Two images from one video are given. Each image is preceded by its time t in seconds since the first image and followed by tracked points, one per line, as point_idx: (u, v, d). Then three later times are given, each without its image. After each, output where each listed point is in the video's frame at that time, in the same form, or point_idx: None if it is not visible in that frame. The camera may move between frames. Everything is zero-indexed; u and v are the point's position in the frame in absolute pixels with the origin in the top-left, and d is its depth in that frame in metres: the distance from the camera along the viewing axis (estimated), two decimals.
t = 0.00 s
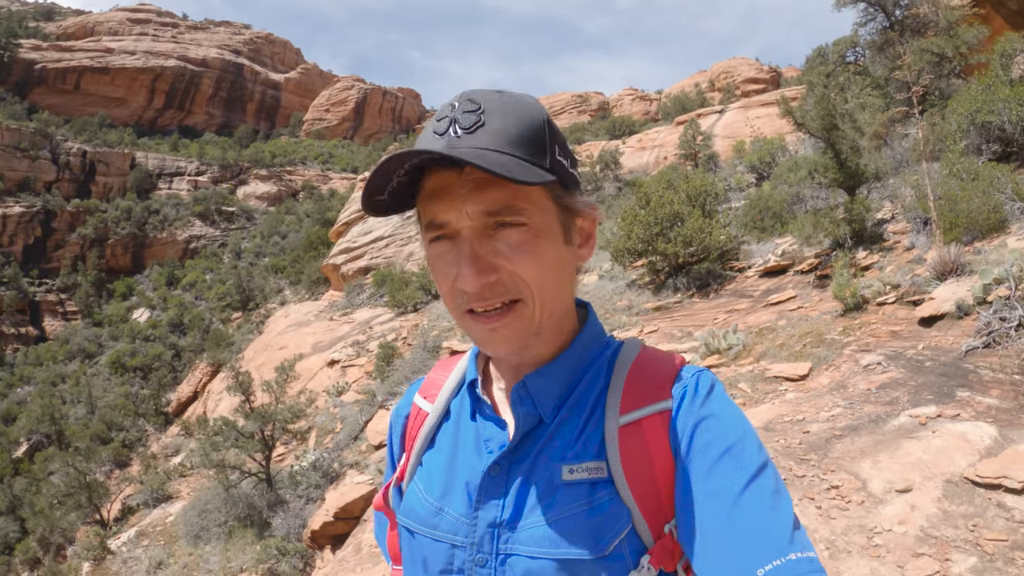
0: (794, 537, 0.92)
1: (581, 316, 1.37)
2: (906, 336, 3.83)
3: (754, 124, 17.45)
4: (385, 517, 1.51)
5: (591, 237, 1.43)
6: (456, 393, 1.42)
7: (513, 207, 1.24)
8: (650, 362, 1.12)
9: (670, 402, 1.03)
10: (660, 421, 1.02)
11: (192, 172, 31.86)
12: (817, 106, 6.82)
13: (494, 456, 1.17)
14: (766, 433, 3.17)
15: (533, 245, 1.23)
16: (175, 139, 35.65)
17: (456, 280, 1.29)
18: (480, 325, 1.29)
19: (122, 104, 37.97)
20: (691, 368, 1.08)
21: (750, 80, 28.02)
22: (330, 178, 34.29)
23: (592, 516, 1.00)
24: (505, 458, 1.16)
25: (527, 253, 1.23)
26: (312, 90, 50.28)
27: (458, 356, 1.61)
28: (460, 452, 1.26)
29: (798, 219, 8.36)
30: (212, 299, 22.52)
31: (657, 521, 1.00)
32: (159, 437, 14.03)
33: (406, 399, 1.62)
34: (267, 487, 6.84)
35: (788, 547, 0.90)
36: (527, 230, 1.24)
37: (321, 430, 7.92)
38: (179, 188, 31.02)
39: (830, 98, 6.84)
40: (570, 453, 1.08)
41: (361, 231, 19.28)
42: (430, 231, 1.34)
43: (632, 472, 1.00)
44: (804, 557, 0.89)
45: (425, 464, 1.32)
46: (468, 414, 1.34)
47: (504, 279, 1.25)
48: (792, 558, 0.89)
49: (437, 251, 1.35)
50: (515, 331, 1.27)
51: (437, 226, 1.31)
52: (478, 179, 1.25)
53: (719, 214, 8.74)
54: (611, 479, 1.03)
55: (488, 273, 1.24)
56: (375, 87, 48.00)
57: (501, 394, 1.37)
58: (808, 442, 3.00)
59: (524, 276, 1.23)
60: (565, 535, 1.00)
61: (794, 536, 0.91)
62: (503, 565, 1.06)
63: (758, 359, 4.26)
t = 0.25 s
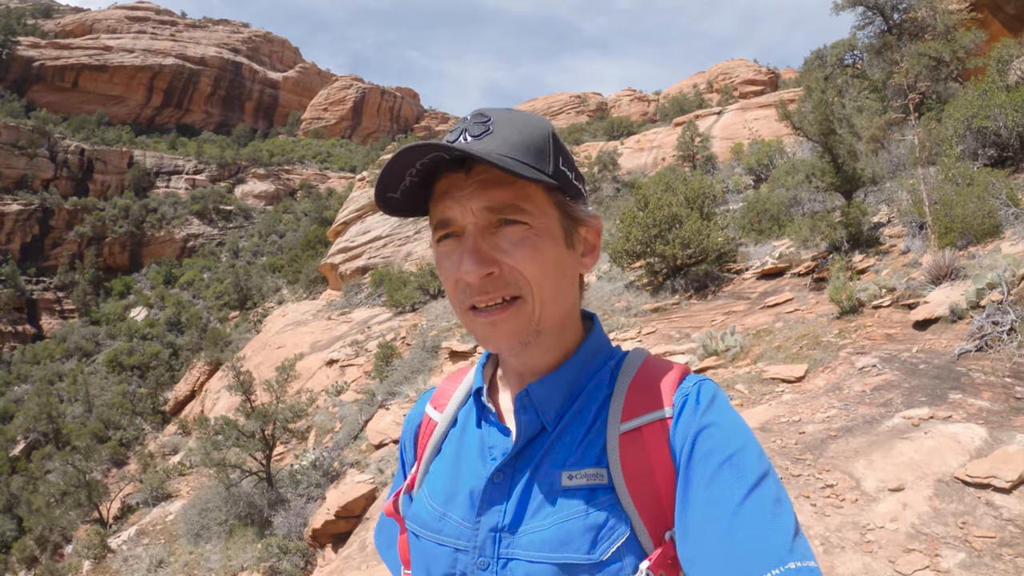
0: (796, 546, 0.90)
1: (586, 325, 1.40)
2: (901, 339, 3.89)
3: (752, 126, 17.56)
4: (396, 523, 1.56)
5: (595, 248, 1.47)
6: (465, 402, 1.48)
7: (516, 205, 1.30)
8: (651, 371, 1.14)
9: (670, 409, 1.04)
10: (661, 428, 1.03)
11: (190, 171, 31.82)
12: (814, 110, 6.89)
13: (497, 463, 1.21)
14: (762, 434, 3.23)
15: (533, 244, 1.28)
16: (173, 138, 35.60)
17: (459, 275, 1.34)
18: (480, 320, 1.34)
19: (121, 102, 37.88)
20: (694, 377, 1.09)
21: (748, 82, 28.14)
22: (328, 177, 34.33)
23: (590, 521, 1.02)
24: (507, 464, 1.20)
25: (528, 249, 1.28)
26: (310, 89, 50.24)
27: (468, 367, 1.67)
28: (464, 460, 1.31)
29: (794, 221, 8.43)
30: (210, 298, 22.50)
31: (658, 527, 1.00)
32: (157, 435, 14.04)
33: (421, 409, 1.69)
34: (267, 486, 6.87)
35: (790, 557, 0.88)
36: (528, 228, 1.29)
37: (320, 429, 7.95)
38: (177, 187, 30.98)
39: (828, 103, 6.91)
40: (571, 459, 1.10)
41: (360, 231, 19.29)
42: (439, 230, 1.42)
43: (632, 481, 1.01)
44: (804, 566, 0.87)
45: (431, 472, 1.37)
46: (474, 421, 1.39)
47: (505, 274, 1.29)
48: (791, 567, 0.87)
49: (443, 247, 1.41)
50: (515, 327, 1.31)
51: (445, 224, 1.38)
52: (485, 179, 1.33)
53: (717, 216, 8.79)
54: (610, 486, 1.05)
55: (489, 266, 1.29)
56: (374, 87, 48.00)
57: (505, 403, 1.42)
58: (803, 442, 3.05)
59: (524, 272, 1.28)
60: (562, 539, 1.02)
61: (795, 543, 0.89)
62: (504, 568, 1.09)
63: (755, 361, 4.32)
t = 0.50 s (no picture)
0: (804, 546, 0.91)
1: (595, 327, 1.43)
2: (896, 340, 3.94)
3: (750, 127, 17.63)
4: (412, 521, 1.61)
5: (606, 253, 1.50)
6: (478, 405, 1.52)
7: (531, 207, 1.34)
8: (659, 373, 1.15)
9: (678, 409, 1.06)
10: (668, 429, 1.05)
11: (187, 170, 31.75)
12: (812, 113, 6.94)
13: (507, 462, 1.24)
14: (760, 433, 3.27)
15: (547, 245, 1.32)
16: (171, 137, 35.54)
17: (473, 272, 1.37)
18: (493, 317, 1.37)
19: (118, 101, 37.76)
20: (703, 378, 1.10)
21: (746, 83, 28.24)
22: (326, 177, 34.34)
23: (595, 520, 1.04)
24: (516, 464, 1.23)
25: (542, 249, 1.31)
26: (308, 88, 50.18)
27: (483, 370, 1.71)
28: (475, 460, 1.34)
29: (791, 223, 8.48)
30: (207, 297, 22.46)
31: (666, 529, 1.01)
32: (154, 435, 14.02)
33: (437, 410, 1.73)
34: (267, 485, 6.88)
35: (799, 557, 0.88)
36: (541, 230, 1.33)
37: (319, 429, 7.96)
38: (174, 186, 30.92)
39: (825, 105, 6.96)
40: (579, 459, 1.13)
41: (357, 231, 19.29)
42: (456, 229, 1.45)
43: (638, 479, 1.04)
44: (814, 566, 0.88)
45: (444, 471, 1.41)
46: (485, 422, 1.44)
47: (519, 274, 1.33)
48: (799, 566, 0.87)
49: (459, 246, 1.45)
50: (527, 326, 1.34)
51: (461, 222, 1.42)
52: (501, 180, 1.37)
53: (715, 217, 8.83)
54: (617, 486, 1.07)
55: (503, 264, 1.33)
56: (372, 87, 48.01)
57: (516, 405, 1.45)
58: (799, 441, 3.09)
59: (537, 271, 1.31)
60: (567, 537, 1.05)
61: (803, 544, 0.90)
62: (511, 565, 1.12)
63: (752, 361, 4.36)
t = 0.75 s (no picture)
0: (816, 542, 0.91)
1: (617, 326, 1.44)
2: (890, 340, 3.98)
3: (745, 128, 17.70)
4: (424, 507, 1.63)
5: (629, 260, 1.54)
6: (492, 396, 1.54)
7: (568, 206, 1.37)
8: (675, 366, 1.16)
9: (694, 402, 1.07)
10: (683, 419, 1.07)
11: (183, 168, 31.64)
12: (808, 115, 6.97)
13: (520, 449, 1.26)
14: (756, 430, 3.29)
15: (584, 244, 1.35)
16: (167, 135, 35.40)
17: (510, 268, 1.39)
18: (528, 314, 1.38)
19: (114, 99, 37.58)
20: (718, 372, 1.11)
21: (742, 84, 28.32)
22: (322, 176, 34.28)
23: (606, 506, 1.05)
24: (529, 452, 1.25)
25: (579, 248, 1.34)
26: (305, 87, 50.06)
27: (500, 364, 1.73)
28: (488, 446, 1.36)
29: (787, 224, 8.52)
30: (203, 296, 22.38)
31: (680, 516, 1.01)
32: (149, 434, 13.97)
33: (452, 400, 1.75)
34: (264, 484, 6.87)
35: (810, 551, 0.89)
36: (578, 229, 1.36)
37: (316, 428, 7.96)
38: (170, 184, 30.81)
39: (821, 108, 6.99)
40: (592, 447, 1.14)
41: (354, 230, 19.26)
42: (489, 227, 1.46)
43: (651, 467, 1.05)
44: (825, 561, 0.89)
45: (457, 459, 1.43)
46: (500, 411, 1.45)
47: (555, 271, 1.35)
48: (812, 562, 0.88)
49: (492, 244, 1.46)
50: (562, 323, 1.35)
51: (497, 219, 1.44)
52: (540, 179, 1.39)
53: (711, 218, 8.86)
54: (630, 473, 1.08)
55: (541, 260, 1.35)
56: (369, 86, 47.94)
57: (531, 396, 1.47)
58: (794, 438, 3.12)
59: (575, 270, 1.34)
60: (577, 523, 1.07)
61: (816, 538, 0.91)
62: (519, 550, 1.14)
63: (747, 361, 4.39)
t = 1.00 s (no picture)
0: (810, 541, 0.91)
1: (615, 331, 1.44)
2: (885, 341, 3.98)
3: (741, 129, 17.76)
4: (419, 513, 1.61)
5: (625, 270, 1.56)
6: (486, 400, 1.52)
7: (576, 212, 1.38)
8: (671, 369, 1.15)
9: (689, 405, 1.05)
10: (678, 424, 1.05)
11: (179, 168, 31.51)
12: (803, 116, 6.98)
13: (517, 455, 1.24)
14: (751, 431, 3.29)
15: (590, 250, 1.36)
16: (162, 134, 35.25)
17: (517, 274, 1.37)
18: (534, 321, 1.36)
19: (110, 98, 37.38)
20: (712, 375, 1.10)
21: (737, 84, 28.42)
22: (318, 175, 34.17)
23: (605, 512, 1.04)
24: (526, 457, 1.23)
25: (586, 255, 1.34)
26: (301, 87, 49.93)
27: (493, 367, 1.71)
28: (484, 453, 1.34)
29: (781, 225, 8.55)
30: (198, 296, 22.29)
31: (677, 521, 1.00)
32: (144, 433, 13.89)
33: (446, 405, 1.73)
34: (259, 484, 6.83)
35: (805, 551, 0.89)
36: (584, 236, 1.37)
37: (311, 428, 7.92)
38: (165, 183, 30.67)
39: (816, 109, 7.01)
40: (590, 452, 1.13)
41: (349, 229, 19.22)
42: (494, 232, 1.45)
43: (649, 473, 1.03)
44: (819, 561, 0.88)
45: (451, 465, 1.41)
46: (494, 416, 1.44)
47: (563, 277, 1.34)
48: (807, 560, 0.88)
49: (496, 251, 1.44)
50: (569, 329, 1.34)
51: (502, 225, 1.42)
52: (548, 184, 1.39)
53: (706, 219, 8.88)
54: (628, 479, 1.06)
55: (550, 266, 1.34)
56: (365, 85, 47.86)
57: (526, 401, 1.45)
58: (788, 439, 3.12)
59: (581, 276, 1.33)
60: (576, 530, 1.05)
61: (809, 537, 0.90)
62: (517, 557, 1.12)
63: (742, 361, 4.38)
